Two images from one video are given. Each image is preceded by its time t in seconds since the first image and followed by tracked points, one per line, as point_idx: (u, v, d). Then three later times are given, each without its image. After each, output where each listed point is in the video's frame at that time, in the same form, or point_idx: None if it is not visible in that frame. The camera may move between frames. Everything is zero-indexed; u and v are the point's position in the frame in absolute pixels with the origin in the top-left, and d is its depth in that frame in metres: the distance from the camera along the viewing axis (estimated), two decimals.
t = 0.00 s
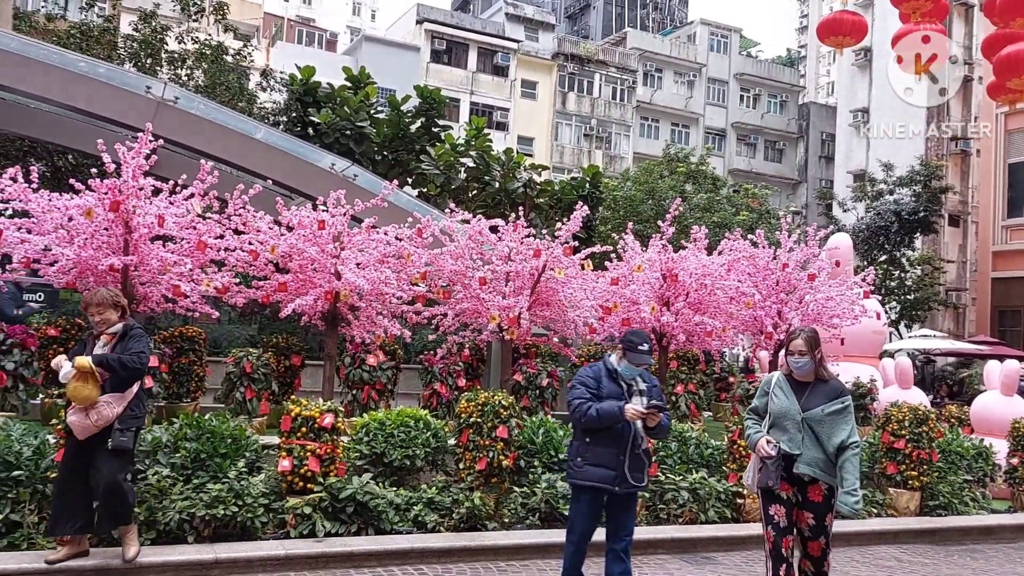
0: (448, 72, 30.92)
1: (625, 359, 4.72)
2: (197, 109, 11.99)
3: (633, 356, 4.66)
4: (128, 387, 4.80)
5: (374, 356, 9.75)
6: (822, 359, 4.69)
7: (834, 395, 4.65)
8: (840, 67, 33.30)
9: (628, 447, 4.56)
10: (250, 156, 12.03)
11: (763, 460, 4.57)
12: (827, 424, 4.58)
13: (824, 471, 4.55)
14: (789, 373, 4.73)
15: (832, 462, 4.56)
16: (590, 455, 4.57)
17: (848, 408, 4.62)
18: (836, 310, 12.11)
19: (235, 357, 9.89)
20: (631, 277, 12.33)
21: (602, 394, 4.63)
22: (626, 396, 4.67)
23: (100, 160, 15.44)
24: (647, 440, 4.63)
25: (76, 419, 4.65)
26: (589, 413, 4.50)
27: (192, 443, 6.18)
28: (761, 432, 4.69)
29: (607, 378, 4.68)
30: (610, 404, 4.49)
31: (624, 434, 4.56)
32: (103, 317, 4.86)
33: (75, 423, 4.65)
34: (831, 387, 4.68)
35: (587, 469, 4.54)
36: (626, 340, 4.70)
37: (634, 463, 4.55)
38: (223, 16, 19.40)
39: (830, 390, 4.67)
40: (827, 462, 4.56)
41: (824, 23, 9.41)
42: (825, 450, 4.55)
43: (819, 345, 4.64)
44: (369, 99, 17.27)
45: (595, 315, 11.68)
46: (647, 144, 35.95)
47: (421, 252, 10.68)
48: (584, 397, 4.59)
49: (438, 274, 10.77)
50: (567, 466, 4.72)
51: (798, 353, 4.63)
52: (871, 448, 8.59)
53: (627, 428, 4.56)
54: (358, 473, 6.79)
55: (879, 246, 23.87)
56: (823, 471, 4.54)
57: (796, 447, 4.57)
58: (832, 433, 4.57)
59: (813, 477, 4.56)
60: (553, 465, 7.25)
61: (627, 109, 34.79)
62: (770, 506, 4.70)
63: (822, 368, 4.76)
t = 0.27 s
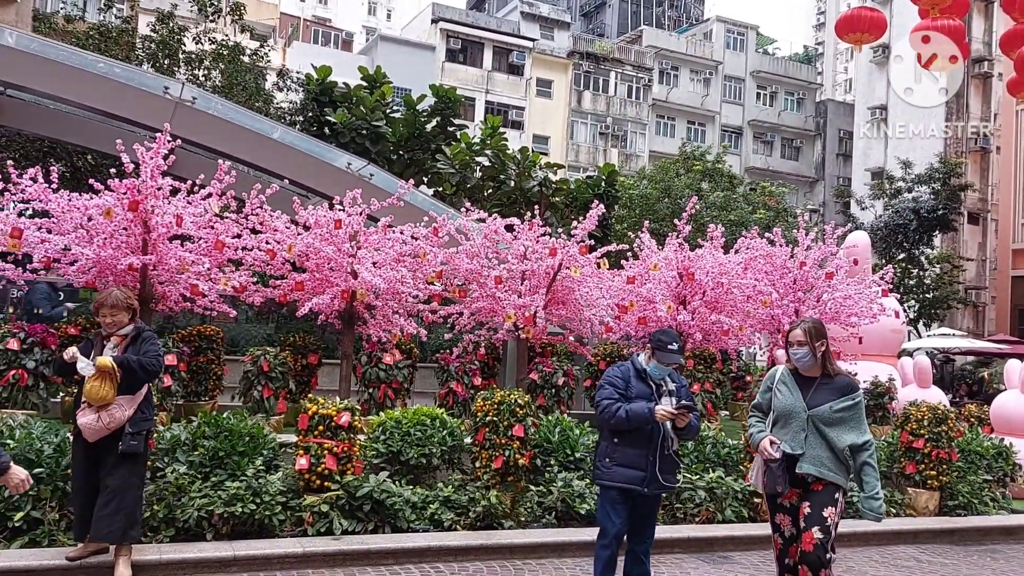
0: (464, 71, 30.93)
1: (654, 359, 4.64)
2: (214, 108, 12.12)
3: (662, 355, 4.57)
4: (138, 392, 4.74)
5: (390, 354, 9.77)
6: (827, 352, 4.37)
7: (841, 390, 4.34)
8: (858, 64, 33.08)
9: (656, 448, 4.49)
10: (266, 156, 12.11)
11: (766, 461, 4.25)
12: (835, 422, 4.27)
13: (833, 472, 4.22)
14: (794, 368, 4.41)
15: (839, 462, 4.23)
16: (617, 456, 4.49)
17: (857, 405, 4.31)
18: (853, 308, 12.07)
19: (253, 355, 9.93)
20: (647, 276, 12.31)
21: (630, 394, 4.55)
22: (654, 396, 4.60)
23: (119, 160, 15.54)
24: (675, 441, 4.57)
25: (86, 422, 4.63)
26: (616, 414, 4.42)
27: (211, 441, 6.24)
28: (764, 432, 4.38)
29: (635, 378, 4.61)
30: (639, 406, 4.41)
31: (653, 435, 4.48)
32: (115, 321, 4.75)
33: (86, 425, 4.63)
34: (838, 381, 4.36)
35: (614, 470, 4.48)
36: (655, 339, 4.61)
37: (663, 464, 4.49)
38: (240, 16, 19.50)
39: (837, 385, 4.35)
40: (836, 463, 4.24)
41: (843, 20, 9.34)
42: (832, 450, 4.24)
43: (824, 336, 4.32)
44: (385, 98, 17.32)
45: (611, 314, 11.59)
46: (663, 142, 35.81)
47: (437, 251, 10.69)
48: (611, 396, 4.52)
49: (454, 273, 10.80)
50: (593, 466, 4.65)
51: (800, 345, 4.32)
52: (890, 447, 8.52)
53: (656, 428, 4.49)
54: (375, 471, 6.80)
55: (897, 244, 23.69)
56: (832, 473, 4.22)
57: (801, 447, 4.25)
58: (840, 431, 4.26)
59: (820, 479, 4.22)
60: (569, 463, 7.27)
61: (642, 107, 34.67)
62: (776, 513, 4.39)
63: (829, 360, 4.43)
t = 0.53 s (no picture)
0: (472, 71, 30.95)
1: (672, 359, 4.61)
2: (224, 110, 12.11)
3: (680, 355, 4.55)
4: (152, 408, 4.61)
5: (400, 354, 9.78)
6: (826, 354, 4.04)
7: (841, 396, 4.00)
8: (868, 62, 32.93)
9: (673, 450, 4.47)
10: (275, 156, 12.11)
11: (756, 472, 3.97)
12: (833, 432, 3.94)
13: (829, 485, 3.89)
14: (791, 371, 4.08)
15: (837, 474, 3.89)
16: (635, 458, 4.47)
17: (857, 412, 3.96)
18: (864, 308, 12.04)
19: (263, 355, 9.96)
20: (656, 275, 12.29)
21: (648, 395, 4.53)
22: (671, 397, 4.58)
23: (130, 161, 15.62)
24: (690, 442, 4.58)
25: (103, 441, 4.46)
26: (635, 416, 4.39)
27: (222, 441, 6.26)
28: (757, 441, 4.08)
29: (652, 379, 4.57)
30: (658, 408, 4.38)
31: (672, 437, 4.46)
32: (125, 336, 4.56)
33: (102, 444, 4.46)
34: (837, 386, 4.02)
35: (633, 472, 4.45)
36: (672, 340, 4.58)
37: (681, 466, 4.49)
38: (249, 17, 19.56)
39: (835, 390, 4.02)
40: (835, 476, 3.92)
41: (855, 18, 9.30)
42: (829, 461, 3.91)
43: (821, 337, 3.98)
44: (394, 98, 17.35)
45: (620, 313, 11.57)
46: (672, 141, 35.75)
47: (446, 251, 10.70)
48: (629, 398, 4.49)
49: (463, 272, 10.81)
50: (609, 468, 4.63)
51: (793, 347, 3.99)
52: (901, 447, 8.48)
53: (674, 431, 4.48)
54: (385, 471, 6.83)
55: (908, 243, 23.58)
56: (828, 486, 3.89)
57: (794, 458, 3.94)
58: (837, 441, 3.93)
59: (816, 493, 3.90)
60: (579, 462, 7.28)
61: (651, 106, 34.62)
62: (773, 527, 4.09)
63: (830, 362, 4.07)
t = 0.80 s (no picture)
0: (481, 72, 30.98)
1: (688, 361, 4.55)
2: (234, 111, 12.21)
3: (696, 357, 4.49)
4: (169, 414, 4.64)
5: (410, 355, 9.79)
6: (817, 346, 3.92)
7: (828, 388, 3.84)
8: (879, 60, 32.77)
9: (692, 454, 4.44)
10: (286, 159, 12.17)
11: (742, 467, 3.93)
12: (817, 424, 3.79)
13: (817, 482, 3.73)
14: (782, 364, 3.99)
15: (822, 470, 3.74)
16: (654, 464, 4.41)
17: (844, 405, 3.78)
18: (877, 307, 11.95)
19: (274, 356, 9.99)
20: (666, 275, 12.29)
21: (664, 399, 4.46)
22: (687, 400, 4.54)
23: (142, 164, 15.70)
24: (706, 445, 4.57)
25: (125, 450, 4.39)
26: (656, 423, 4.32)
27: (233, 441, 6.28)
28: (753, 434, 4.03)
29: (668, 382, 4.51)
30: (678, 412, 4.33)
31: (691, 441, 4.42)
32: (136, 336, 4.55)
33: (123, 454, 4.39)
34: (825, 377, 3.86)
35: (653, 479, 4.39)
36: (687, 341, 4.52)
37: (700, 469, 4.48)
38: (259, 20, 19.62)
39: (824, 382, 3.86)
40: (821, 474, 3.75)
41: (868, 16, 9.26)
42: (815, 456, 3.75)
43: (807, 328, 3.89)
44: (404, 99, 17.38)
45: (630, 313, 11.58)
46: (681, 140, 35.68)
47: (455, 252, 10.71)
48: (648, 403, 4.40)
49: (472, 273, 10.82)
50: (625, 473, 4.55)
51: (776, 338, 3.91)
52: (914, 446, 8.43)
53: (692, 435, 4.44)
54: (395, 471, 6.84)
55: (920, 241, 23.46)
56: (813, 481, 3.74)
57: (779, 453, 3.83)
58: (821, 434, 3.77)
59: (800, 489, 3.76)
60: (590, 462, 7.28)
61: (660, 106, 34.57)
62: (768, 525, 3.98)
63: (822, 353, 3.92)
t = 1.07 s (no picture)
0: (493, 72, 31.00)
1: (702, 360, 4.47)
2: (248, 113, 12.31)
3: (711, 357, 4.42)
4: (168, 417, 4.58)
5: (422, 355, 9.81)
6: (788, 349, 3.60)
7: (795, 394, 3.51)
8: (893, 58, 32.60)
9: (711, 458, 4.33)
10: (300, 161, 12.25)
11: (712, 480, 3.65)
12: (784, 435, 3.47)
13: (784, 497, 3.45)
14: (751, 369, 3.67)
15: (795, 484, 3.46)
16: (671, 469, 4.30)
17: (812, 412, 3.45)
18: (893, 307, 11.66)
19: (287, 356, 10.02)
20: (679, 275, 12.39)
21: (681, 402, 4.38)
22: (703, 401, 4.45)
23: (156, 166, 15.80)
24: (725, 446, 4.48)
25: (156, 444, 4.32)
26: (673, 427, 4.24)
27: (247, 441, 6.31)
28: (722, 444, 3.73)
29: (683, 384, 4.43)
30: (695, 416, 4.27)
31: (710, 446, 4.30)
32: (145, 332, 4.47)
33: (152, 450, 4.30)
34: (794, 384, 3.53)
35: (671, 484, 4.27)
36: (701, 341, 4.44)
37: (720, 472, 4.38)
38: (272, 22, 19.70)
39: (792, 388, 3.53)
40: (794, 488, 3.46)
41: (885, 15, 9.21)
42: (783, 469, 3.47)
43: (777, 329, 3.59)
44: (416, 100, 17.43)
45: (643, 314, 11.57)
46: (694, 140, 35.57)
47: (467, 252, 10.72)
48: (664, 407, 4.33)
49: (484, 273, 10.83)
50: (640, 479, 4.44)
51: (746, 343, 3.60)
52: (929, 448, 8.38)
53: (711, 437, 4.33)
54: (408, 471, 6.85)
55: (935, 241, 23.31)
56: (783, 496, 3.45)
57: (747, 467, 3.55)
58: (787, 445, 3.47)
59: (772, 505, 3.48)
60: (602, 463, 7.27)
61: (672, 105, 34.47)
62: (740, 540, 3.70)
63: (793, 357, 3.60)
